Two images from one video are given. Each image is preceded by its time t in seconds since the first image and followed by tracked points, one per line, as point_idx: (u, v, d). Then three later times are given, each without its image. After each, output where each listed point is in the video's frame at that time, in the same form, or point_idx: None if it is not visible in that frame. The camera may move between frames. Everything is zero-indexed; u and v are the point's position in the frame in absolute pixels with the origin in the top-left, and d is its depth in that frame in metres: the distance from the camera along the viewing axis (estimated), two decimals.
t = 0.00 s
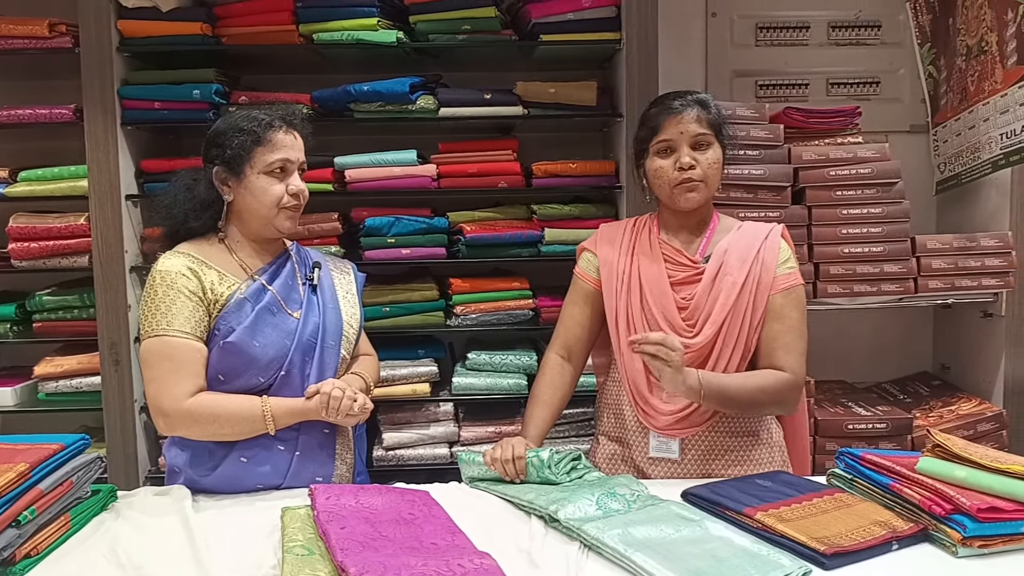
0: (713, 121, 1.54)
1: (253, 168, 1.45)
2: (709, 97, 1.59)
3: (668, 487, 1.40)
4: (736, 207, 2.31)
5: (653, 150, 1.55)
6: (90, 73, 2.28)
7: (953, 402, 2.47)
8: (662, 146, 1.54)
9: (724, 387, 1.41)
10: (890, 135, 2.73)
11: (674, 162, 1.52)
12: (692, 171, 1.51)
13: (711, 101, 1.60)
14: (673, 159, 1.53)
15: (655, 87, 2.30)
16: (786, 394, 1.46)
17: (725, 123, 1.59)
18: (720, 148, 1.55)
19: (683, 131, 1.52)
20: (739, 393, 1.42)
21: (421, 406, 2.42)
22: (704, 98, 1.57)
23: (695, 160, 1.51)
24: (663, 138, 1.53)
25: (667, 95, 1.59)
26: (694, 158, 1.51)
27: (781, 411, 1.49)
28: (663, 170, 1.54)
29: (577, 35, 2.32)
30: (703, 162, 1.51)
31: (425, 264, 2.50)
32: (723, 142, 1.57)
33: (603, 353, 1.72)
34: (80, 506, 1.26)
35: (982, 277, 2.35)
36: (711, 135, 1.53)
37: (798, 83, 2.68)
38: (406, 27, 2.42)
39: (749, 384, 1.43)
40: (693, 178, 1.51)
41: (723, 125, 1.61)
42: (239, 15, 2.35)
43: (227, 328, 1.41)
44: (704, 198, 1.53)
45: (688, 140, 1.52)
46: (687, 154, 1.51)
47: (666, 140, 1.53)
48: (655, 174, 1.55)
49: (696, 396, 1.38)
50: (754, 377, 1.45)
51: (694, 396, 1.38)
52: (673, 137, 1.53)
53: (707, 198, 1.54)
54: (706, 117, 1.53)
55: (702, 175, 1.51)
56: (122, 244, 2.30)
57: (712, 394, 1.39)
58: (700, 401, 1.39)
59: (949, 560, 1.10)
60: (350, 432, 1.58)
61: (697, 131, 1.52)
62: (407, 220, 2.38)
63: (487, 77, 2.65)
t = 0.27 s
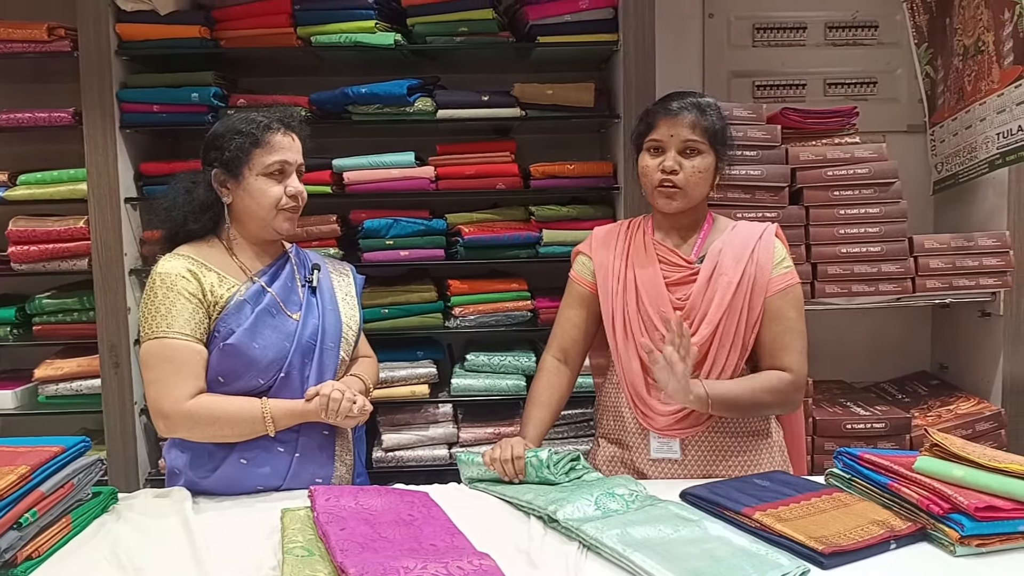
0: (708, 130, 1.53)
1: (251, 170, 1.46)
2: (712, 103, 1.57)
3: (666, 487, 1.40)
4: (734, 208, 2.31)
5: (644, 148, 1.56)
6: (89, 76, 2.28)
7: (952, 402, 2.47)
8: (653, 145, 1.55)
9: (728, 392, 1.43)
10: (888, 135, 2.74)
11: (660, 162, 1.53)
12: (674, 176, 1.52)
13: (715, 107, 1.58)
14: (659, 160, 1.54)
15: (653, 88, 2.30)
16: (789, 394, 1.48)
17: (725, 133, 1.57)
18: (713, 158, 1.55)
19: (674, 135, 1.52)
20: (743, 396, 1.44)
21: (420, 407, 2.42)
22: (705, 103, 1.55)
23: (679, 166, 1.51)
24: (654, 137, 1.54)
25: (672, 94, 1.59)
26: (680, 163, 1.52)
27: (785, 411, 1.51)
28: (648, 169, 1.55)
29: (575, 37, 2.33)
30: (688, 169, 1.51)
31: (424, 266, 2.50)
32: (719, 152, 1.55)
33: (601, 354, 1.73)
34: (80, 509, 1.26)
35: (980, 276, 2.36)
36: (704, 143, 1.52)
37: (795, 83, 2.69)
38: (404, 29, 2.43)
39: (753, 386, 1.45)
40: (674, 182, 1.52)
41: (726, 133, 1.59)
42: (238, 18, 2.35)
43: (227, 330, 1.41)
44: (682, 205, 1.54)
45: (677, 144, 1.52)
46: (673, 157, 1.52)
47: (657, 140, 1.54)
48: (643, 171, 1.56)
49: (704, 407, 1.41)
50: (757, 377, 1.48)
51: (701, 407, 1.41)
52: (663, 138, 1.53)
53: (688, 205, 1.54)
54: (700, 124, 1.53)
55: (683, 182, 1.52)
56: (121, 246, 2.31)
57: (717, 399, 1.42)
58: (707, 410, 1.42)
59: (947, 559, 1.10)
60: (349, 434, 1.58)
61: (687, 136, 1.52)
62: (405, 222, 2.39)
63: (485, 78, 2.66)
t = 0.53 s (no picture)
0: (707, 137, 1.52)
1: (252, 170, 1.47)
2: (710, 107, 1.56)
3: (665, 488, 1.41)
4: (734, 210, 2.32)
5: (644, 155, 1.57)
6: (91, 78, 2.29)
7: (952, 404, 2.47)
8: (652, 154, 1.55)
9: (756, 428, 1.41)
10: (888, 137, 2.74)
11: (659, 171, 1.53)
12: (673, 186, 1.52)
13: (714, 111, 1.57)
14: (658, 168, 1.54)
15: (653, 90, 2.31)
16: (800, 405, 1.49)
17: (725, 136, 1.56)
18: (712, 164, 1.55)
19: (673, 144, 1.52)
20: (769, 426, 1.43)
21: (421, 408, 2.42)
22: (703, 110, 1.55)
23: (678, 175, 1.52)
24: (653, 146, 1.54)
25: (669, 100, 1.58)
26: (679, 173, 1.52)
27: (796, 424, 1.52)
28: (647, 177, 1.55)
29: (575, 39, 2.33)
30: (687, 177, 1.52)
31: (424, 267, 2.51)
32: (719, 157, 1.55)
33: (600, 355, 1.73)
34: (81, 509, 1.27)
35: (980, 279, 2.36)
36: (703, 151, 1.52)
37: (795, 86, 2.69)
38: (405, 31, 2.44)
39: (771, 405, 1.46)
40: (673, 191, 1.52)
41: (727, 136, 1.58)
42: (239, 20, 2.36)
43: (229, 329, 1.42)
44: (682, 213, 1.55)
45: (676, 154, 1.52)
46: (672, 167, 1.52)
47: (655, 149, 1.54)
48: (642, 178, 1.57)
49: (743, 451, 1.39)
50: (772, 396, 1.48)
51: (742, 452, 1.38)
52: (662, 147, 1.53)
53: (687, 213, 1.55)
54: (699, 131, 1.52)
55: (682, 190, 1.52)
56: (123, 247, 2.31)
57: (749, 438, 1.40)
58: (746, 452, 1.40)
59: (945, 561, 1.11)
60: (349, 435, 1.59)
61: (686, 146, 1.51)
62: (406, 223, 2.40)
63: (485, 80, 2.66)
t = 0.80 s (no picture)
0: (719, 144, 1.51)
1: (252, 172, 1.47)
2: (720, 113, 1.54)
3: (666, 490, 1.41)
4: (735, 212, 2.32)
5: (654, 159, 1.55)
6: (93, 79, 2.29)
7: (952, 406, 2.47)
8: (663, 159, 1.53)
9: (763, 446, 1.41)
10: (889, 139, 2.74)
11: (670, 178, 1.52)
12: (685, 193, 1.52)
13: (723, 116, 1.55)
14: (669, 174, 1.53)
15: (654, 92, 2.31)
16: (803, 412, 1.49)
17: (734, 141, 1.55)
18: (722, 170, 1.54)
19: (686, 151, 1.50)
20: (776, 441, 1.43)
21: (422, 410, 2.42)
22: (715, 116, 1.53)
23: (690, 183, 1.51)
24: (666, 152, 1.52)
25: (677, 103, 1.56)
26: (691, 180, 1.51)
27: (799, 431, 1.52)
28: (657, 182, 1.54)
29: (576, 41, 2.33)
30: (698, 185, 1.52)
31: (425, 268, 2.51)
32: (728, 164, 1.55)
33: (601, 356, 1.73)
34: (82, 510, 1.27)
35: (981, 281, 2.35)
36: (715, 159, 1.51)
37: (796, 87, 2.69)
38: (406, 33, 2.44)
39: (773, 416, 1.46)
40: (684, 199, 1.52)
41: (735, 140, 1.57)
42: (241, 21, 2.36)
43: (230, 330, 1.42)
44: (690, 219, 1.55)
45: (689, 161, 1.51)
46: (684, 174, 1.51)
47: (668, 155, 1.52)
48: (651, 181, 1.56)
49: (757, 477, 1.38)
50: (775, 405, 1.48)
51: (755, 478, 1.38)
52: (675, 154, 1.52)
53: (694, 219, 1.55)
54: (712, 139, 1.51)
55: (693, 198, 1.52)
56: (124, 248, 2.31)
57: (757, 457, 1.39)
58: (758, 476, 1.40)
59: (946, 563, 1.11)
60: (350, 436, 1.59)
61: (700, 154, 1.50)
62: (407, 224, 2.40)
63: (486, 82, 2.66)
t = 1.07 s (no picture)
0: (717, 147, 1.50)
1: (247, 171, 1.46)
2: (724, 116, 1.54)
3: (668, 491, 1.41)
4: (735, 213, 2.33)
5: (652, 157, 1.56)
6: (94, 81, 2.29)
7: (954, 406, 2.47)
8: (661, 158, 1.54)
9: (764, 448, 1.41)
10: (889, 140, 2.74)
11: (665, 176, 1.53)
12: (679, 193, 1.52)
13: (727, 119, 1.55)
14: (665, 173, 1.53)
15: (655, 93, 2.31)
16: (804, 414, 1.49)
17: (735, 146, 1.54)
18: (720, 174, 1.53)
19: (683, 151, 1.51)
20: (777, 443, 1.43)
21: (423, 411, 2.42)
22: (716, 118, 1.52)
23: (683, 183, 1.51)
24: (663, 151, 1.53)
25: (683, 103, 1.56)
26: (685, 180, 1.51)
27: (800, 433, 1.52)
28: (653, 180, 1.55)
29: (576, 42, 2.34)
30: (692, 186, 1.51)
31: (427, 270, 2.51)
32: (727, 168, 1.54)
33: (602, 358, 1.73)
34: (84, 512, 1.27)
35: (982, 281, 2.35)
36: (711, 162, 1.50)
37: (796, 88, 2.69)
38: (407, 34, 2.44)
39: (774, 419, 1.46)
40: (677, 199, 1.52)
41: (739, 146, 1.56)
42: (242, 23, 2.37)
43: (231, 331, 1.42)
44: (683, 220, 1.55)
45: (684, 161, 1.51)
46: (679, 174, 1.51)
47: (664, 154, 1.53)
48: (648, 178, 1.57)
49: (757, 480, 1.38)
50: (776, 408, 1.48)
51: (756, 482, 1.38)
52: (671, 154, 1.52)
53: (687, 221, 1.55)
54: (710, 141, 1.50)
55: (686, 199, 1.52)
56: (125, 250, 2.31)
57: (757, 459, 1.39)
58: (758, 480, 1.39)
59: (948, 564, 1.10)
60: (352, 438, 1.58)
61: (695, 155, 1.50)
62: (408, 226, 2.40)
63: (487, 83, 2.66)
